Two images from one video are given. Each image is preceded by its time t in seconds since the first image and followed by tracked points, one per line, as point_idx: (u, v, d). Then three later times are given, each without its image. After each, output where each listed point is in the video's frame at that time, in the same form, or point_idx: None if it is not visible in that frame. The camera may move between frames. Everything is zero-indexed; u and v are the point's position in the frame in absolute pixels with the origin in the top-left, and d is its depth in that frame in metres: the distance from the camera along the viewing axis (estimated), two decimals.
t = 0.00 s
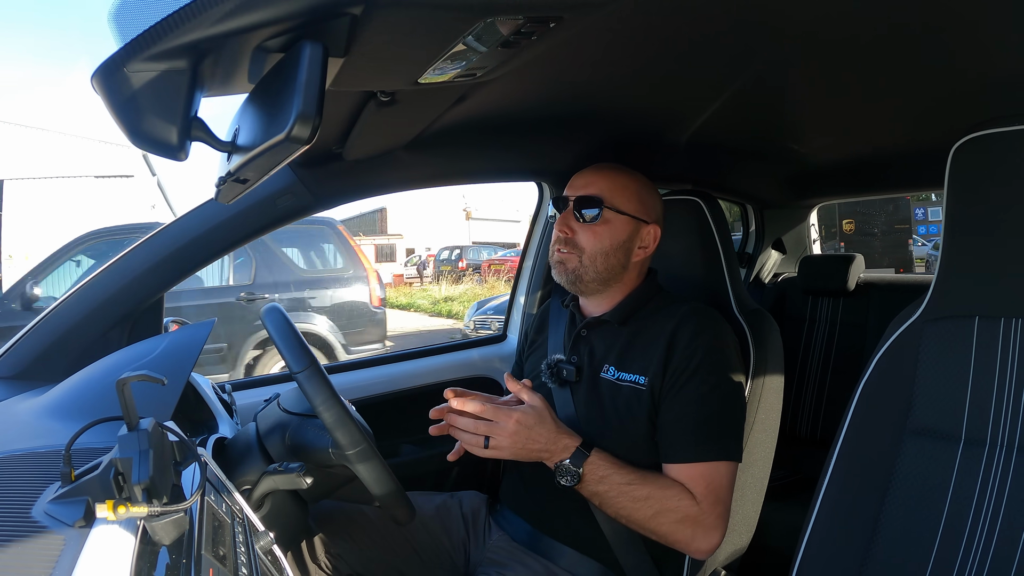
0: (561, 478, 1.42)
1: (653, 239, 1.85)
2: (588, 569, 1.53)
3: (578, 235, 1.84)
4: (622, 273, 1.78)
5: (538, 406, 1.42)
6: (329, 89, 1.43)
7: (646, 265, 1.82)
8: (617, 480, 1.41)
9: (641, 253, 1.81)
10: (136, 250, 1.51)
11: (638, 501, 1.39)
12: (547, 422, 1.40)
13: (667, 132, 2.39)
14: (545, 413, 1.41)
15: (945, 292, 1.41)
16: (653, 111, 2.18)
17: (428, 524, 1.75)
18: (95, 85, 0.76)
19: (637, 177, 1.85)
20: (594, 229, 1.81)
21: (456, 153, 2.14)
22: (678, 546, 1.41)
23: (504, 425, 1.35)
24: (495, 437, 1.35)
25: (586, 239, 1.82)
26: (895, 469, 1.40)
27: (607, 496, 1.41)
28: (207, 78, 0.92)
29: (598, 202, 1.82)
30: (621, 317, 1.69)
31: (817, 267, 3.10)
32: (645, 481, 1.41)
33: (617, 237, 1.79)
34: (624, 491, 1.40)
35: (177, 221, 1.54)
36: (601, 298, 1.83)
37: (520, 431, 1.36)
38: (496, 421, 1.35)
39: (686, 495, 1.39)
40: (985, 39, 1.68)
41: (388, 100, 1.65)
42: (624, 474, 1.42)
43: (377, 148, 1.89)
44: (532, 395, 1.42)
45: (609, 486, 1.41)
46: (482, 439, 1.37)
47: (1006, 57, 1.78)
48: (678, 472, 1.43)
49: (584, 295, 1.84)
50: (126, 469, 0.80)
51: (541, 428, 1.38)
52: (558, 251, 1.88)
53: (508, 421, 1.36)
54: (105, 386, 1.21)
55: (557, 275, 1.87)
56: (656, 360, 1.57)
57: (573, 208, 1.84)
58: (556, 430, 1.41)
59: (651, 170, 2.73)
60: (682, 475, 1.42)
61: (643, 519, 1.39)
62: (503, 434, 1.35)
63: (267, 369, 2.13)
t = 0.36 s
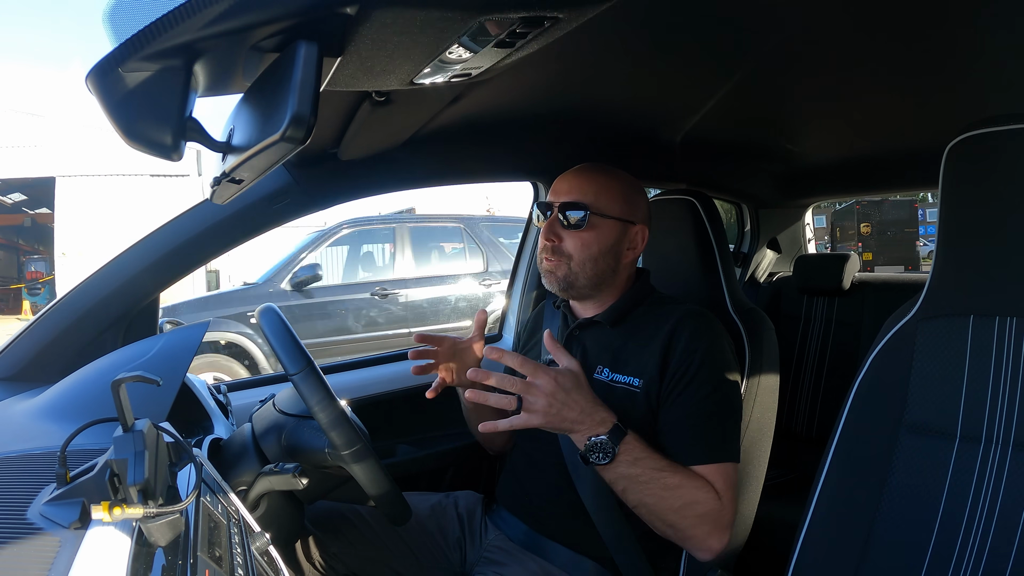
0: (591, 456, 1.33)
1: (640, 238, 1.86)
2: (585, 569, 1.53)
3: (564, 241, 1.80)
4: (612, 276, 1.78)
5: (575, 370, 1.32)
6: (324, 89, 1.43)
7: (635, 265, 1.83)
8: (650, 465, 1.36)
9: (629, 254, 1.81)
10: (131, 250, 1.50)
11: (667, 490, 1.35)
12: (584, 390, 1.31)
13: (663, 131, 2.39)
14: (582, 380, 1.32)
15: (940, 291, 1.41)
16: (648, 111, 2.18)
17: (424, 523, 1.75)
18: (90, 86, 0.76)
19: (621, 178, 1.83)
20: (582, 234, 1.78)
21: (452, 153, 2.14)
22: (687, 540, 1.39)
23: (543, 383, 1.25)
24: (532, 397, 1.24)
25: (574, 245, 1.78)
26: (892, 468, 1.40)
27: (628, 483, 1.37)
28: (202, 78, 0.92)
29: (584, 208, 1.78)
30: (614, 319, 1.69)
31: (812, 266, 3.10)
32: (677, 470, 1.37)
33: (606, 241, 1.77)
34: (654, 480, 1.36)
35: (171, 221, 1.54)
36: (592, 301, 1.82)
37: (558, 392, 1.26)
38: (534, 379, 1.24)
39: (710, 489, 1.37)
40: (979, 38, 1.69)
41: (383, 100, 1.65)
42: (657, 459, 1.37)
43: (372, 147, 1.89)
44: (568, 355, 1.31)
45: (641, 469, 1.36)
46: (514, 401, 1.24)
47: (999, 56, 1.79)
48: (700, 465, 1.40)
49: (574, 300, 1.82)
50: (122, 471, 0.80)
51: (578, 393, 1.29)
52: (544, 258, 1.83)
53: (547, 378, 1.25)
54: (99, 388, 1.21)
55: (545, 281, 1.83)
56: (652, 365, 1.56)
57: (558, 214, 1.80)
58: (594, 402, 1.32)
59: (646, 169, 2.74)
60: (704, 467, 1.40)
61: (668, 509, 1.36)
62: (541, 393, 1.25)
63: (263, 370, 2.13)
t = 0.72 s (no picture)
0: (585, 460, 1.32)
1: (639, 238, 1.87)
2: (582, 569, 1.53)
3: (564, 241, 1.81)
4: (612, 275, 1.78)
5: (568, 376, 1.30)
6: (319, 91, 1.43)
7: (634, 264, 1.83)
8: (645, 468, 1.34)
9: (628, 254, 1.82)
10: (124, 253, 1.49)
11: (666, 493, 1.34)
12: (577, 396, 1.29)
13: (658, 131, 2.39)
14: (575, 386, 1.30)
15: (936, 290, 1.42)
16: (644, 112, 2.19)
17: (421, 525, 1.75)
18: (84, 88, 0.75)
19: (619, 177, 1.83)
20: (582, 234, 1.78)
21: (448, 155, 2.14)
22: (685, 541, 1.38)
23: (532, 398, 1.24)
24: (523, 410, 1.24)
25: (574, 245, 1.79)
26: (889, 467, 1.40)
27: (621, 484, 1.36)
28: (195, 80, 0.91)
29: (584, 207, 1.78)
30: (613, 318, 1.69)
31: (807, 266, 3.11)
32: (674, 473, 1.36)
33: (606, 240, 1.78)
34: (653, 479, 1.34)
35: (167, 224, 1.53)
36: (593, 302, 1.81)
37: (549, 403, 1.25)
38: (524, 392, 1.24)
39: (706, 491, 1.37)
40: (972, 39, 1.70)
41: (378, 102, 1.65)
42: (654, 461, 1.36)
43: (367, 149, 1.88)
44: (559, 361, 1.30)
45: (637, 472, 1.34)
46: (507, 415, 1.25)
47: (991, 57, 1.80)
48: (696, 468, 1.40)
49: (576, 301, 1.81)
50: (118, 474, 0.81)
51: (570, 401, 1.28)
52: (545, 259, 1.83)
53: (537, 392, 1.25)
54: (95, 392, 1.20)
55: (546, 283, 1.83)
56: (650, 367, 1.56)
57: (559, 214, 1.81)
58: (589, 404, 1.30)
59: (641, 171, 2.75)
60: (700, 469, 1.39)
61: (664, 511, 1.35)
62: (533, 406, 1.24)
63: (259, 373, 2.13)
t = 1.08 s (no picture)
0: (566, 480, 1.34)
1: (632, 239, 1.87)
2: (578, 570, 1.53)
3: (557, 245, 1.81)
4: (606, 277, 1.78)
5: (541, 399, 1.31)
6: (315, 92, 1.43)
7: (627, 266, 1.84)
8: (632, 482, 1.35)
9: (622, 255, 1.82)
10: (121, 254, 1.49)
11: (653, 507, 1.34)
12: (554, 417, 1.30)
13: (654, 133, 2.40)
14: (550, 406, 1.31)
15: (931, 293, 1.43)
16: (640, 114, 2.20)
17: (417, 527, 1.74)
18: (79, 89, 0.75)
19: (610, 180, 1.84)
20: (575, 237, 1.78)
21: (445, 157, 2.14)
22: (677, 548, 1.39)
23: (509, 427, 1.23)
24: (501, 440, 1.23)
25: (567, 248, 1.79)
26: (885, 469, 1.41)
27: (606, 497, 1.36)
28: (191, 81, 0.91)
29: (576, 210, 1.79)
30: (610, 321, 1.69)
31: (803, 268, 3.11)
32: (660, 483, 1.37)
33: (598, 242, 1.78)
34: (640, 493, 1.35)
35: (162, 226, 1.52)
36: (588, 305, 1.81)
37: (528, 428, 1.25)
38: (499, 422, 1.22)
39: (695, 499, 1.38)
40: (966, 42, 1.71)
41: (375, 104, 1.64)
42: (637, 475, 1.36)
43: (363, 151, 1.88)
44: (530, 386, 1.29)
45: (622, 487, 1.35)
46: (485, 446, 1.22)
47: (986, 60, 1.81)
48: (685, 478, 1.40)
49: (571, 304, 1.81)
50: (113, 476, 0.80)
51: (548, 424, 1.28)
52: (538, 263, 1.83)
53: (513, 419, 1.24)
54: (90, 394, 1.19)
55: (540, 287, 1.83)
56: (645, 369, 1.57)
57: (550, 218, 1.80)
58: (564, 421, 1.31)
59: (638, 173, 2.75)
60: (687, 478, 1.40)
61: (654, 523, 1.35)
62: (512, 435, 1.23)
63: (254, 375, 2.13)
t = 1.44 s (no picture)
0: (518, 520, 1.32)
1: (629, 240, 1.88)
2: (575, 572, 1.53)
3: (554, 247, 1.81)
4: (603, 280, 1.78)
5: (472, 439, 1.24)
6: (314, 93, 1.43)
7: (623, 269, 1.84)
8: (588, 508, 1.36)
9: (618, 257, 1.82)
10: (117, 255, 1.48)
11: (615, 524, 1.34)
12: (488, 455, 1.24)
13: (652, 135, 2.40)
14: (484, 444, 1.25)
15: (928, 294, 1.43)
16: (638, 116, 2.20)
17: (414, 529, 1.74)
18: (78, 90, 0.75)
19: (606, 182, 1.84)
20: (572, 240, 1.78)
21: (443, 159, 2.13)
22: (649, 563, 1.35)
23: (447, 477, 1.18)
24: (442, 491, 1.18)
25: (564, 250, 1.79)
26: (883, 470, 1.41)
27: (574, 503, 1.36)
28: (188, 81, 0.91)
29: (572, 213, 1.78)
30: (604, 326, 1.69)
31: (800, 270, 3.12)
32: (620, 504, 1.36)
33: (595, 245, 1.78)
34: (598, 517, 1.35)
35: (160, 227, 1.52)
36: (584, 307, 1.81)
37: (466, 477, 1.20)
38: (434, 473, 1.18)
39: (661, 511, 1.37)
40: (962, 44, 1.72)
41: (373, 106, 1.64)
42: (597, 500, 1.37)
43: (360, 153, 1.88)
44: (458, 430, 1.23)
45: (581, 515, 1.35)
46: (427, 502, 1.17)
47: (981, 62, 1.82)
48: (650, 489, 1.42)
49: (568, 306, 1.82)
50: (110, 478, 0.79)
51: (487, 463, 1.24)
52: (535, 265, 1.84)
53: (448, 470, 1.19)
54: (86, 395, 1.19)
55: (537, 289, 1.83)
56: (637, 372, 1.57)
57: (547, 220, 1.80)
58: (500, 456, 1.27)
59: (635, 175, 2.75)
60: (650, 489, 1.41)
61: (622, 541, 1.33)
62: (451, 485, 1.19)
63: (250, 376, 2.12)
